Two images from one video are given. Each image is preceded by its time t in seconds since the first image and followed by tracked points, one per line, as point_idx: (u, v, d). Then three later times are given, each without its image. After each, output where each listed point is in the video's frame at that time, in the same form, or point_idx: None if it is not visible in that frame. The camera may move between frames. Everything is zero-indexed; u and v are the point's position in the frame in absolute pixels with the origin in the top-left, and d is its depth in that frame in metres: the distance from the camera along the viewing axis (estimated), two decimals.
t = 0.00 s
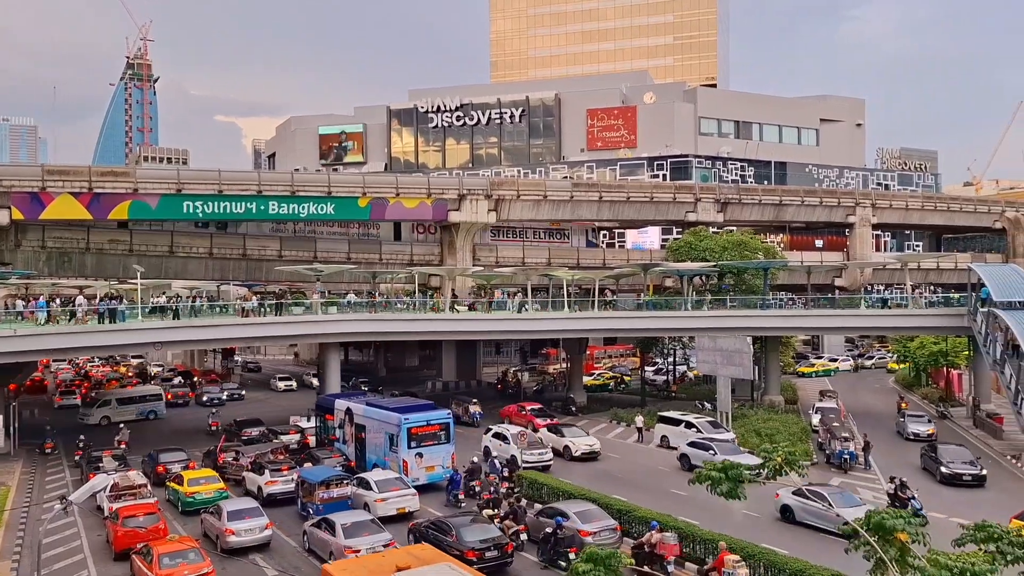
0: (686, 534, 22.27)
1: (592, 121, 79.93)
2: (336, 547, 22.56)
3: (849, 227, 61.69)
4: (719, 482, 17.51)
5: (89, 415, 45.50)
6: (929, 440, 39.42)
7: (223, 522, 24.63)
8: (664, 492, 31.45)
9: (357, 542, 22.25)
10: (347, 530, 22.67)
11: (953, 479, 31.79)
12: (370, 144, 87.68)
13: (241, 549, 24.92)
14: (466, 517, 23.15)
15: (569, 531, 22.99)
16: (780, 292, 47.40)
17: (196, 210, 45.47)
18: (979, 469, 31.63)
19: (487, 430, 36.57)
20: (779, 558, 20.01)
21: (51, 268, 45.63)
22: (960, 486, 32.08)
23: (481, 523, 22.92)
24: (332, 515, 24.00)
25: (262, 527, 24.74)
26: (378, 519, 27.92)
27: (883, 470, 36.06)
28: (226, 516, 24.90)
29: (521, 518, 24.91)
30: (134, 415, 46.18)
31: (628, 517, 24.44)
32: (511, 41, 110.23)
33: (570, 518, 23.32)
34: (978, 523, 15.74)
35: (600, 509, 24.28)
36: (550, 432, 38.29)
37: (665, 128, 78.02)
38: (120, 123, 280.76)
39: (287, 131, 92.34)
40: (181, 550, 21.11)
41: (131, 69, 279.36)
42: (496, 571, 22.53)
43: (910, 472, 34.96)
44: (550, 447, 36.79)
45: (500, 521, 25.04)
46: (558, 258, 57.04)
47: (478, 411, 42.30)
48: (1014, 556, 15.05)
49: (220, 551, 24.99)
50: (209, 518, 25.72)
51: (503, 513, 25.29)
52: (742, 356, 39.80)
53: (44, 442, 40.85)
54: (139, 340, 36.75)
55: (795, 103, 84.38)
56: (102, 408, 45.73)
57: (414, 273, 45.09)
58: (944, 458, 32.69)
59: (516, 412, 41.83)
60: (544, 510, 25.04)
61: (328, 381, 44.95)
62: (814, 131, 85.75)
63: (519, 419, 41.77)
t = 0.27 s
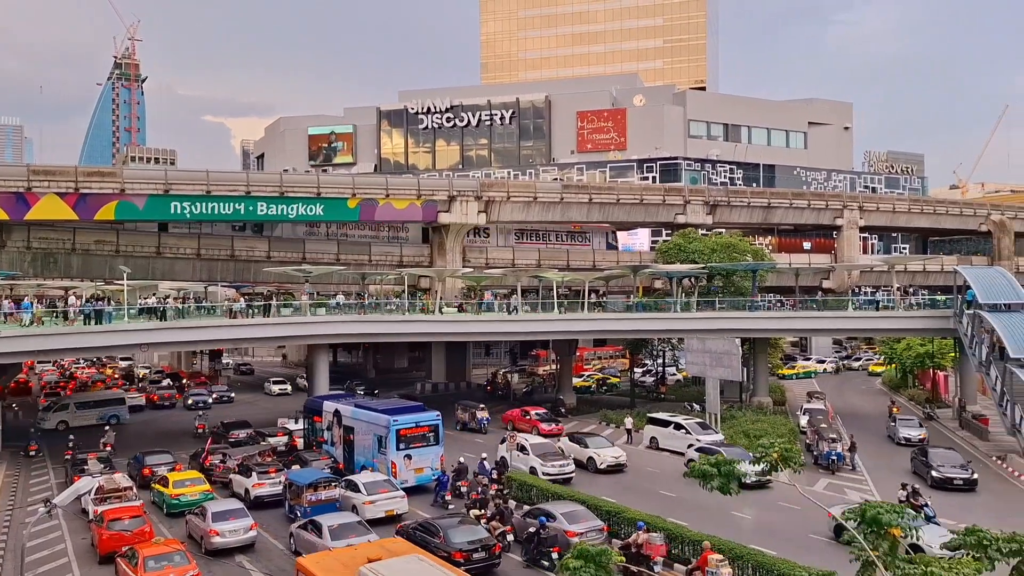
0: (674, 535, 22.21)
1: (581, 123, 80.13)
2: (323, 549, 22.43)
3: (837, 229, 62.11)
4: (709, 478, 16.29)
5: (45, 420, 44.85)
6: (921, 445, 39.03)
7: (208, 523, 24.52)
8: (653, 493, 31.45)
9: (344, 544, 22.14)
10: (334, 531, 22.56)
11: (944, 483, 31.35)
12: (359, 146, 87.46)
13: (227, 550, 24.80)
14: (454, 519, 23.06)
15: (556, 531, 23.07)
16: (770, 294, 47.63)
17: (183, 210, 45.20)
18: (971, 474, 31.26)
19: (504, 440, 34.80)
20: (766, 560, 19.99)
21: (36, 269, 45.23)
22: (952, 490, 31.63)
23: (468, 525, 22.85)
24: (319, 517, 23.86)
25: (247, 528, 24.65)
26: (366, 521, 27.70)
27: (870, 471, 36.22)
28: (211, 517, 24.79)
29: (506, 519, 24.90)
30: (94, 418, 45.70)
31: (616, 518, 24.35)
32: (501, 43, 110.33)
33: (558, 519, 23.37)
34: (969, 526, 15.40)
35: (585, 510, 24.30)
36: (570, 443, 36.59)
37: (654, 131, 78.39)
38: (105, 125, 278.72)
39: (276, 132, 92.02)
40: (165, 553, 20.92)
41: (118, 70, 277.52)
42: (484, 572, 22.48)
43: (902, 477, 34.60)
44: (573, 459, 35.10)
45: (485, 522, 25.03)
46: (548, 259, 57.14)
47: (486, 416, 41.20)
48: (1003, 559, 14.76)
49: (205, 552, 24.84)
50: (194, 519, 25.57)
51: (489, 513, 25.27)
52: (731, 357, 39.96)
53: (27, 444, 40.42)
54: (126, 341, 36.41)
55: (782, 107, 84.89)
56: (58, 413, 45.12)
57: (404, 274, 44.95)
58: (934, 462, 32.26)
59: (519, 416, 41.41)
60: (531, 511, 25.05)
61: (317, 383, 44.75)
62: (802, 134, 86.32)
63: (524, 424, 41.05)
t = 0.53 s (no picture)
0: (663, 537, 22.19)
1: (570, 126, 80.32)
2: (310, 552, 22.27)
3: (824, 233, 62.54)
4: (700, 479, 16.16)
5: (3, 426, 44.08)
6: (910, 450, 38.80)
7: (192, 525, 24.31)
8: (641, 495, 31.47)
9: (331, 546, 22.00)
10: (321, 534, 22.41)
11: (935, 488, 31.14)
12: (348, 147, 87.13)
13: (213, 552, 24.60)
14: (441, 521, 22.95)
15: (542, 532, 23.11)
16: (758, 296, 47.86)
17: (171, 211, 44.88)
18: (961, 477, 31.11)
19: (521, 450, 32.93)
20: (754, 561, 19.98)
21: (20, 269, 44.75)
22: (941, 494, 31.46)
23: (455, 526, 22.75)
24: (306, 520, 23.70)
25: (232, 530, 24.46)
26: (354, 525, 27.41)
27: (857, 473, 36.36)
28: (195, 519, 24.58)
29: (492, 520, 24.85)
30: (54, 422, 44.57)
31: (605, 521, 24.29)
32: (491, 46, 110.40)
33: (544, 520, 23.39)
34: (952, 531, 15.80)
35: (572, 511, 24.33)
36: (591, 453, 34.81)
37: (644, 134, 78.76)
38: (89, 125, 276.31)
39: (264, 132, 91.57)
40: (151, 556, 20.68)
41: (104, 70, 275.39)
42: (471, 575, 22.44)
43: (891, 481, 34.48)
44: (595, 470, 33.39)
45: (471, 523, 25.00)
46: (538, 261, 57.20)
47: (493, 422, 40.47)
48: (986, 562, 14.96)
49: (190, 555, 24.63)
50: (179, 521, 25.35)
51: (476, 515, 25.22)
52: (720, 359, 40.11)
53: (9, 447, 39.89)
54: (113, 342, 36.02)
55: (769, 112, 85.47)
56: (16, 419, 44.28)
57: (394, 276, 44.77)
58: (923, 466, 32.07)
59: (521, 421, 41.37)
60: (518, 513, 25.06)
61: (305, 385, 44.50)
62: (789, 139, 86.92)
63: (525, 429, 41.05)
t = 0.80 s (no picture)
0: (650, 539, 22.13)
1: (559, 129, 80.47)
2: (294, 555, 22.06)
3: (810, 236, 62.97)
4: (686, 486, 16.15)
5: None
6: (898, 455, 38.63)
7: (175, 528, 24.06)
8: (629, 498, 31.42)
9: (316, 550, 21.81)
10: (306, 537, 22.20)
11: (922, 492, 30.98)
12: (334, 149, 86.74)
13: (197, 556, 24.34)
14: (427, 523, 22.79)
15: (528, 534, 23.04)
16: (745, 299, 48.09)
17: (155, 212, 44.47)
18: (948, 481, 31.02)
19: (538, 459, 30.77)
20: (741, 563, 19.91)
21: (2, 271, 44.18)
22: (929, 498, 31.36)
23: (441, 529, 22.60)
24: (291, 523, 23.49)
25: (215, 533, 24.22)
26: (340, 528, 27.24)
27: (842, 475, 36.51)
28: (178, 522, 24.32)
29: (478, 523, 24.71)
30: (12, 428, 43.38)
31: (594, 523, 24.17)
32: (479, 48, 110.41)
33: (530, 522, 23.30)
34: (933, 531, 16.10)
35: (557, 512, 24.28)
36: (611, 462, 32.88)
37: (631, 137, 79.08)
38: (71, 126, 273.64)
39: (250, 134, 91.07)
40: (133, 561, 20.41)
41: (88, 70, 273.01)
42: None
43: (878, 483, 34.36)
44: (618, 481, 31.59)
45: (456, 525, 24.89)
46: (526, 263, 57.26)
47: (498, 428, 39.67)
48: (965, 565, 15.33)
49: (174, 559, 24.35)
50: (162, 524, 25.06)
51: (461, 516, 25.10)
52: (707, 361, 40.23)
53: None
54: (96, 345, 35.59)
55: (755, 115, 86.04)
56: None
57: (382, 278, 44.56)
58: (911, 470, 31.92)
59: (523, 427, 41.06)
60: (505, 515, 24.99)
61: (291, 387, 44.20)
62: (775, 142, 87.49)
63: (526, 434, 40.71)
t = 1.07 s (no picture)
0: (632, 541, 22.07)
1: (542, 132, 80.57)
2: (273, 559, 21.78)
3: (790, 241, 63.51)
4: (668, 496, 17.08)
5: None
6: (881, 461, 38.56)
7: (151, 532, 23.69)
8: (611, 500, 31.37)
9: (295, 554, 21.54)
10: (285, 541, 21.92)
11: (904, 496, 31.12)
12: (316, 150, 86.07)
13: (174, 560, 23.99)
14: (407, 527, 22.61)
15: (507, 536, 22.95)
16: (726, 303, 48.41)
17: (133, 213, 43.85)
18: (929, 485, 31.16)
19: (560, 473, 28.26)
20: (722, 565, 19.85)
21: None
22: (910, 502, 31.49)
23: (421, 532, 22.43)
24: (270, 527, 23.20)
25: (192, 537, 23.88)
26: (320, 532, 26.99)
27: (823, 478, 36.75)
28: (154, 526, 23.94)
29: (456, 525, 24.59)
30: None
31: (576, 526, 23.97)
32: (462, 50, 110.27)
33: (509, 524, 23.23)
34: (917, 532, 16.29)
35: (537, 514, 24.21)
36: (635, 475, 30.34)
37: (615, 141, 79.41)
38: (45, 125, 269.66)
39: (230, 135, 90.29)
40: (109, 566, 20.05)
41: (64, 68, 269.22)
42: None
43: (858, 487, 34.51)
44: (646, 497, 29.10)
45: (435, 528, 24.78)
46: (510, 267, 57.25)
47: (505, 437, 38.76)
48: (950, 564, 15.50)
49: (151, 564, 23.97)
50: (138, 528, 24.66)
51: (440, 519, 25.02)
52: (689, 365, 40.40)
53: None
54: (73, 348, 34.99)
55: (736, 120, 86.68)
56: None
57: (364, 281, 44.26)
58: (892, 475, 32.03)
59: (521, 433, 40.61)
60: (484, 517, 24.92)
61: (271, 391, 43.76)
62: (757, 147, 88.22)
63: (524, 441, 40.34)
